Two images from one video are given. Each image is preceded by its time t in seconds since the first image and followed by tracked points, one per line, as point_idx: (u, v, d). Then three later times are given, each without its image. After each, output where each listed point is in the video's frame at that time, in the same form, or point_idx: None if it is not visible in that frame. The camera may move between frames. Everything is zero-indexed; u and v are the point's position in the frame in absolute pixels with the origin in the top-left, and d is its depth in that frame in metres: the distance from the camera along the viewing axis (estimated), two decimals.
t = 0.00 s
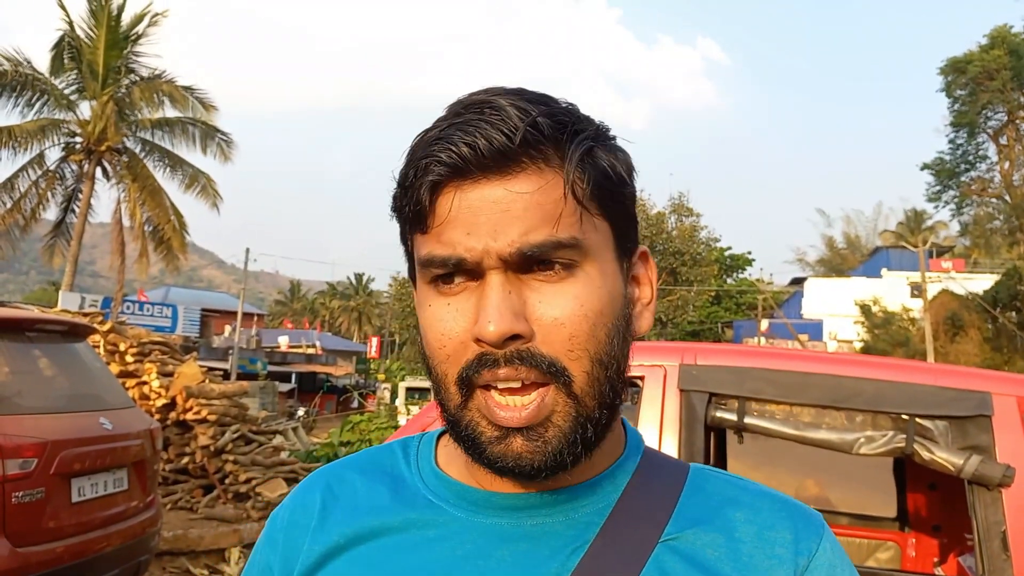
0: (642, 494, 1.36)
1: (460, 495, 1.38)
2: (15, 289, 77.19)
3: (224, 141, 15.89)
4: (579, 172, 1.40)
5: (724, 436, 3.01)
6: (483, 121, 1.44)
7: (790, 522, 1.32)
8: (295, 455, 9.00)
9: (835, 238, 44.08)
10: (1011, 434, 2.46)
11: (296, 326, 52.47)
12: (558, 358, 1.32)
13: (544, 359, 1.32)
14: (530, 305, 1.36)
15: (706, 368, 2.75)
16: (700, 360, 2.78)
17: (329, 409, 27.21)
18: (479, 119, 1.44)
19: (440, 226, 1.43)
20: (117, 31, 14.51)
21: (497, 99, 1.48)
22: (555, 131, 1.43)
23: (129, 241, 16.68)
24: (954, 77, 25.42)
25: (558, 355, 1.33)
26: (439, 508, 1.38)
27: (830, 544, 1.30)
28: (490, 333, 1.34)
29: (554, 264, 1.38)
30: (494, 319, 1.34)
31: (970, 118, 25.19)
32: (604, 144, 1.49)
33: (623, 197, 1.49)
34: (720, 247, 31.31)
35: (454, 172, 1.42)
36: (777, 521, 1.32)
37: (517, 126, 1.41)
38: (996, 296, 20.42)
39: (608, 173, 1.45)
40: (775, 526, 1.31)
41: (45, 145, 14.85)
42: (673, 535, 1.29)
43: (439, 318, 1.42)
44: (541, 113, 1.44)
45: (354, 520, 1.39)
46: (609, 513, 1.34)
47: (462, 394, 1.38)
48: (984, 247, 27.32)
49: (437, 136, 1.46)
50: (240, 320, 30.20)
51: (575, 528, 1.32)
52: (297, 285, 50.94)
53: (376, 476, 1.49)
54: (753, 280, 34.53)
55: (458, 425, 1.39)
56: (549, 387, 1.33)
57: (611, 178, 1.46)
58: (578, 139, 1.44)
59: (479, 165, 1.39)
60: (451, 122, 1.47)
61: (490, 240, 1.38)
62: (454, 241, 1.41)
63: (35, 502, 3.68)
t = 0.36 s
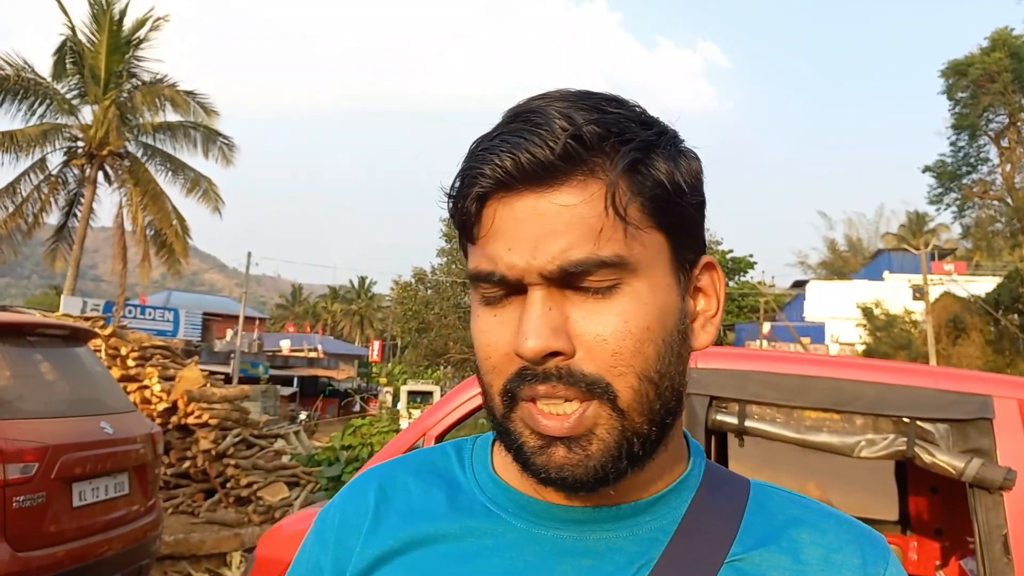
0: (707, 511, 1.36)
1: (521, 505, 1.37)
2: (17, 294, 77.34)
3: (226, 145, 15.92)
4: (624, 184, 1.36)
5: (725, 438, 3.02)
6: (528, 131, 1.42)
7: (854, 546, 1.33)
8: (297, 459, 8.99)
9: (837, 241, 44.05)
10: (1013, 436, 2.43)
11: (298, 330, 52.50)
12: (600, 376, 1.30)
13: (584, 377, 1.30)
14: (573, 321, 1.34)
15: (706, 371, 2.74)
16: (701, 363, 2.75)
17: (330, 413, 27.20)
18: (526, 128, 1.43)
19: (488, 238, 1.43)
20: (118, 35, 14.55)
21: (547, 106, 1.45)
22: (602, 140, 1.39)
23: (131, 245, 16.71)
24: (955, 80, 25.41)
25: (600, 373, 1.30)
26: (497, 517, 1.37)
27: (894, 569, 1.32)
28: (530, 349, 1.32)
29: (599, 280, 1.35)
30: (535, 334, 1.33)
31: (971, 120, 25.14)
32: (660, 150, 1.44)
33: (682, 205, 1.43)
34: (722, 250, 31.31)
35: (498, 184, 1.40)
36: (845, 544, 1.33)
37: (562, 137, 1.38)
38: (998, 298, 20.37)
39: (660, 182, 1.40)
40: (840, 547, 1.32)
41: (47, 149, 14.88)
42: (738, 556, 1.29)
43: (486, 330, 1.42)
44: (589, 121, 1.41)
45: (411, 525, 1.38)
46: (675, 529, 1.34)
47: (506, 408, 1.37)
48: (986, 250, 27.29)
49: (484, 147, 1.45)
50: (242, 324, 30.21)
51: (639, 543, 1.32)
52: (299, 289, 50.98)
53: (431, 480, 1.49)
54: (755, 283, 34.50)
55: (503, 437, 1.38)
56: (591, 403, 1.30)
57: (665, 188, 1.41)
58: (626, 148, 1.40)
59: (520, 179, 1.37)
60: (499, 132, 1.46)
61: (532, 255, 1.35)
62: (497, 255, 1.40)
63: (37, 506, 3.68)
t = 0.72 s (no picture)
0: (727, 511, 1.36)
1: (542, 510, 1.36)
2: (19, 298, 77.44)
3: (227, 149, 15.94)
4: (660, 172, 1.42)
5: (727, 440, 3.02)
6: (556, 130, 1.46)
7: (876, 544, 1.33)
8: (299, 463, 9.00)
9: (839, 244, 44.00)
10: (1015, 438, 2.42)
11: (299, 334, 52.51)
12: (656, 361, 1.31)
13: (642, 363, 1.31)
14: (623, 309, 1.35)
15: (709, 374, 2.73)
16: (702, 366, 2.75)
17: (332, 417, 27.18)
18: (552, 127, 1.47)
19: (526, 239, 1.43)
20: (120, 40, 14.58)
21: (565, 106, 1.51)
22: (631, 133, 1.45)
23: (132, 249, 16.72)
24: (956, 82, 25.38)
25: (657, 357, 1.31)
26: (518, 521, 1.36)
27: (915, 568, 1.31)
28: (590, 340, 1.32)
29: (644, 267, 1.38)
30: (592, 325, 1.33)
31: (973, 122, 25.09)
32: (676, 143, 1.52)
33: (699, 195, 1.51)
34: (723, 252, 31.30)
35: (534, 181, 1.42)
36: (865, 542, 1.32)
37: (594, 130, 1.44)
38: (1000, 300, 20.33)
39: (684, 173, 1.47)
40: (861, 545, 1.31)
41: (48, 153, 14.90)
42: (760, 555, 1.29)
43: (526, 333, 1.41)
44: (613, 116, 1.48)
45: (431, 529, 1.37)
46: (695, 530, 1.34)
47: (557, 407, 1.35)
48: (988, 252, 27.24)
49: (513, 148, 1.47)
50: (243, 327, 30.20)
51: (661, 545, 1.31)
52: (300, 292, 50.99)
53: (449, 486, 1.48)
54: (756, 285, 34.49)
55: (552, 436, 1.36)
56: (650, 391, 1.31)
57: (687, 177, 1.48)
58: (653, 138, 1.47)
59: (560, 171, 1.40)
60: (522, 134, 1.49)
61: (580, 248, 1.37)
62: (540, 253, 1.40)
63: (38, 511, 3.68)
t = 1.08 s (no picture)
0: (726, 513, 1.37)
1: (540, 515, 1.37)
2: (20, 303, 77.54)
3: (228, 154, 15.94)
4: (642, 174, 1.44)
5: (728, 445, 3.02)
6: (539, 139, 1.48)
7: (871, 544, 1.33)
8: (299, 468, 9.00)
9: (839, 248, 44.00)
10: (1016, 444, 2.42)
11: (300, 339, 52.48)
12: (652, 357, 1.31)
13: (638, 362, 1.31)
14: (616, 311, 1.35)
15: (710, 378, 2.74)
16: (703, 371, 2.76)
17: (332, 422, 27.19)
18: (533, 138, 1.49)
19: (515, 249, 1.44)
20: (120, 46, 14.62)
21: (545, 117, 1.53)
22: (611, 139, 1.48)
23: (133, 254, 16.74)
24: (955, 86, 25.40)
25: (652, 355, 1.31)
26: (516, 528, 1.36)
27: (912, 568, 1.32)
28: (585, 343, 1.32)
29: (634, 268, 1.39)
30: (586, 329, 1.33)
31: (973, 126, 25.05)
32: (655, 146, 1.53)
33: (682, 195, 1.52)
34: (723, 256, 31.32)
35: (519, 192, 1.44)
36: (861, 542, 1.33)
37: (574, 138, 1.46)
38: (1002, 304, 20.25)
39: (665, 174, 1.48)
40: (857, 545, 1.32)
41: (49, 159, 14.92)
42: (759, 557, 1.29)
43: (523, 341, 1.41)
44: (592, 123, 1.50)
45: (429, 539, 1.37)
46: (694, 533, 1.34)
47: (556, 410, 1.35)
48: (988, 256, 27.19)
49: (497, 162, 1.49)
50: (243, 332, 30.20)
51: (661, 548, 1.31)
52: (301, 297, 50.97)
53: (447, 495, 1.48)
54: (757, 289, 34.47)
55: (551, 439, 1.36)
56: (645, 388, 1.31)
57: (669, 179, 1.49)
58: (633, 143, 1.49)
59: (545, 180, 1.42)
60: (504, 148, 1.51)
61: (569, 254, 1.38)
62: (530, 262, 1.41)
63: (39, 516, 3.68)
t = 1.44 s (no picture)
0: (709, 518, 1.37)
1: (521, 520, 1.37)
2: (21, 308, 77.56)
3: (229, 160, 15.97)
4: (612, 184, 1.43)
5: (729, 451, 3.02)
6: (519, 141, 1.48)
7: (853, 548, 1.34)
8: (300, 474, 9.00)
9: (840, 252, 43.97)
10: (1016, 448, 2.43)
11: (301, 344, 52.45)
12: (598, 368, 1.33)
13: (584, 368, 1.33)
14: (569, 316, 1.37)
15: (711, 384, 2.74)
16: (704, 376, 2.77)
17: (333, 427, 27.19)
18: (516, 138, 1.50)
19: (482, 245, 1.48)
20: (121, 52, 14.67)
21: (535, 118, 1.53)
22: (591, 145, 1.46)
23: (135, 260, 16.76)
24: (956, 90, 25.38)
25: (598, 365, 1.33)
26: (499, 534, 1.37)
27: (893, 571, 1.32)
28: (529, 344, 1.35)
29: (594, 274, 1.40)
30: (533, 329, 1.36)
31: (973, 130, 25.06)
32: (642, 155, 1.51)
33: (666, 207, 1.49)
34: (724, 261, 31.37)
35: (492, 190, 1.46)
36: (842, 546, 1.34)
37: (552, 141, 1.46)
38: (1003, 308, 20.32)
39: (644, 184, 1.47)
40: (838, 549, 1.32)
41: (50, 165, 14.95)
42: (740, 561, 1.29)
43: (484, 333, 1.45)
44: (576, 128, 1.48)
45: (414, 547, 1.37)
46: (675, 538, 1.34)
47: (508, 406, 1.39)
48: (989, 260, 27.25)
49: (478, 159, 1.51)
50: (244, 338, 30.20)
51: (641, 553, 1.32)
52: (302, 302, 50.97)
53: (432, 502, 1.48)
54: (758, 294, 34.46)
55: (505, 434, 1.39)
56: (591, 396, 1.32)
57: (649, 189, 1.47)
58: (613, 151, 1.47)
59: (515, 184, 1.43)
60: (490, 144, 1.52)
61: (528, 256, 1.40)
62: (494, 258, 1.44)
63: (40, 523, 3.68)
